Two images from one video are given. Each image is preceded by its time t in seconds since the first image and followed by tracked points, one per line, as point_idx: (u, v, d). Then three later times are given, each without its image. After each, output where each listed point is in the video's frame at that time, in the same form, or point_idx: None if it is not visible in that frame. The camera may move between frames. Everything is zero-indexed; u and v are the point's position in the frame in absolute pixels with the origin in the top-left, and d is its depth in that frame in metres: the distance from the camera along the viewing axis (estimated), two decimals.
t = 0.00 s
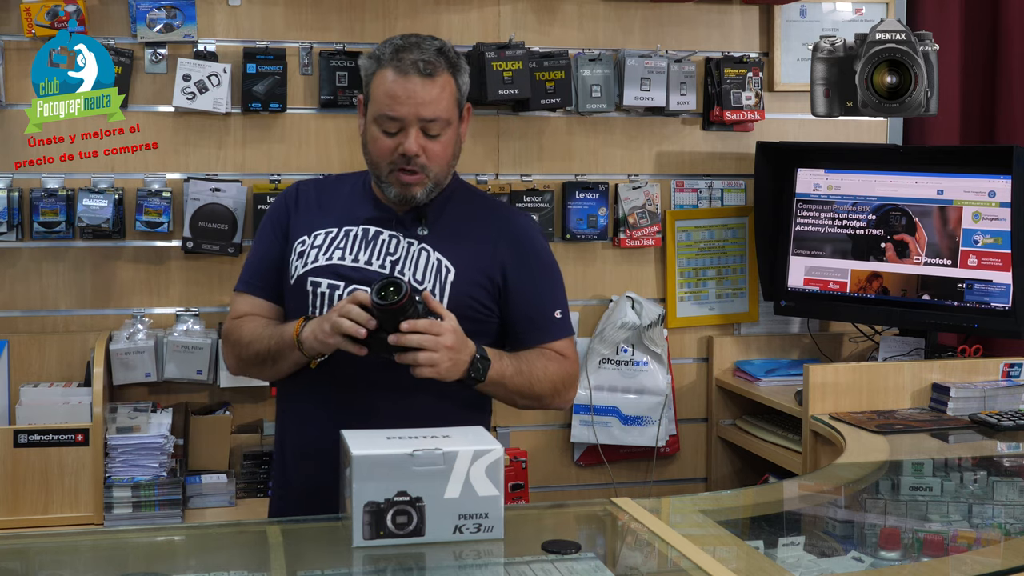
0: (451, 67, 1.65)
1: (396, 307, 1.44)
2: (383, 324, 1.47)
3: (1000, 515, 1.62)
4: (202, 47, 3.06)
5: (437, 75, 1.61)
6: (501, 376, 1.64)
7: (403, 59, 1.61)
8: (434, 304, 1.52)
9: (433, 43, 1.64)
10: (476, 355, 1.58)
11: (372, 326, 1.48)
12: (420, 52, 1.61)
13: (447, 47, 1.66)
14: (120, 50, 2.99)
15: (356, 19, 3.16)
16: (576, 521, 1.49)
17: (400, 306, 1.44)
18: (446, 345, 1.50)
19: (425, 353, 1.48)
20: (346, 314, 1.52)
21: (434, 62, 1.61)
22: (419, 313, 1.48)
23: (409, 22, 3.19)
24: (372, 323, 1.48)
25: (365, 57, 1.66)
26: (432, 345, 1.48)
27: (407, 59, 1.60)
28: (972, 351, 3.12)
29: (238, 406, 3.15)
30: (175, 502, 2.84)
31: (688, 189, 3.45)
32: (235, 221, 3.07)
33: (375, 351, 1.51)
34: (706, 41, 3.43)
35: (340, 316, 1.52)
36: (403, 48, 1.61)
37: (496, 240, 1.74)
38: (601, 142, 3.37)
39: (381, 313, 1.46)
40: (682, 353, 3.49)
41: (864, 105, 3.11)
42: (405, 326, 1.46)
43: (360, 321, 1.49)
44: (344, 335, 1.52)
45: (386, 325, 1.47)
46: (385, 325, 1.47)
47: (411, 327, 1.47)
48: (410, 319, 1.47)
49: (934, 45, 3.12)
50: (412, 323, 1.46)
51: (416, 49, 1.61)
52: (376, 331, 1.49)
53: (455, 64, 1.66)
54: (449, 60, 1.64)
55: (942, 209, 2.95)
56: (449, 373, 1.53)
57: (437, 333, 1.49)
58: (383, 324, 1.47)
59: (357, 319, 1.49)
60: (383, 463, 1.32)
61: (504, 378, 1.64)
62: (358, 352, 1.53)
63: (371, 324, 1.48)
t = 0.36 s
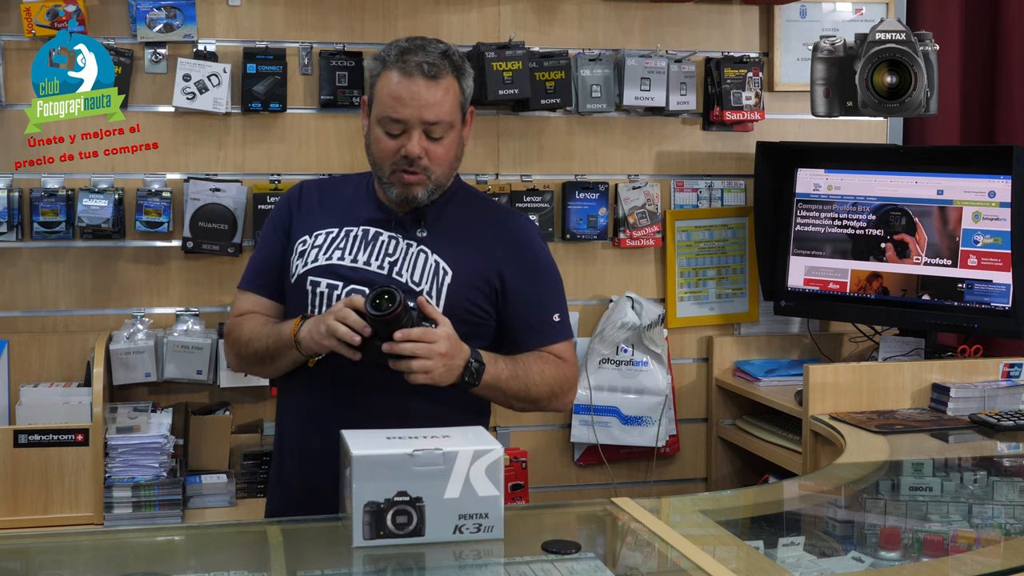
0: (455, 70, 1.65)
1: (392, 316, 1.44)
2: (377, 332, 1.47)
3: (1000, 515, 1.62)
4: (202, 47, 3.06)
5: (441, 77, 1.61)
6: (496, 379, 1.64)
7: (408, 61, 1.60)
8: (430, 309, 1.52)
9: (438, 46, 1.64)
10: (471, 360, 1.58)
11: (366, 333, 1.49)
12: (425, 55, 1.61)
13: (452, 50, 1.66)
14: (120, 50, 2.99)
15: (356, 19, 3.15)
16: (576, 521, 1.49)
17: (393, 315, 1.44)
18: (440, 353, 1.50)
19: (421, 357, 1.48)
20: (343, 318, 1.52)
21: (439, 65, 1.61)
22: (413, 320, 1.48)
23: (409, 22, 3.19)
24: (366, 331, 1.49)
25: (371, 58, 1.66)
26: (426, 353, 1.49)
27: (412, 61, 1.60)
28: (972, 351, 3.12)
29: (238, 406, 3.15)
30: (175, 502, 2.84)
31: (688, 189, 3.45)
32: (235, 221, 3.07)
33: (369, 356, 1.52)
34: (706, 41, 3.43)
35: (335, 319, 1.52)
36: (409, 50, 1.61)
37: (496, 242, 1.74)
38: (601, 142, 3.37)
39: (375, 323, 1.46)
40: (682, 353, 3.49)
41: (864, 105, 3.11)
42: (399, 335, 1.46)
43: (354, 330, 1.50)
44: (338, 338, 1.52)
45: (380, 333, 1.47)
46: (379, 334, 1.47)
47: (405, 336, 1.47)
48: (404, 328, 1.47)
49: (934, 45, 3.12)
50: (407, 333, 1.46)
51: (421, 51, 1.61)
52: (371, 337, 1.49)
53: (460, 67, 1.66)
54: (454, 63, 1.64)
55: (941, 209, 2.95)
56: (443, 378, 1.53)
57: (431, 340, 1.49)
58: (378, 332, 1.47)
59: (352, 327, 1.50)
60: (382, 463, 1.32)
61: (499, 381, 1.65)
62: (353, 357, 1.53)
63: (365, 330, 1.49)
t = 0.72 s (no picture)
0: (456, 71, 1.65)
1: (397, 325, 1.44)
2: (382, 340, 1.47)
3: (1000, 515, 1.62)
4: (202, 47, 3.06)
5: (443, 78, 1.61)
6: (500, 381, 1.65)
7: (409, 62, 1.61)
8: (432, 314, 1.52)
9: (439, 47, 1.64)
10: (475, 362, 1.58)
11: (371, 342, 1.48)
12: (426, 55, 1.61)
13: (453, 51, 1.66)
14: (120, 51, 2.99)
15: (356, 19, 3.15)
16: (576, 521, 1.49)
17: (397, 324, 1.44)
18: (445, 358, 1.50)
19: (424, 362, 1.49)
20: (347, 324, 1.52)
21: (440, 65, 1.62)
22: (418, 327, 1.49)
23: (409, 22, 3.19)
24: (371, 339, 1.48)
25: (372, 59, 1.66)
26: (432, 359, 1.49)
27: (413, 61, 1.60)
28: (972, 351, 3.12)
29: (238, 405, 3.15)
30: (175, 502, 2.84)
31: (688, 189, 3.45)
32: (235, 221, 3.07)
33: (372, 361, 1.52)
34: (706, 41, 3.43)
35: (339, 325, 1.52)
36: (410, 51, 1.62)
37: (496, 243, 1.74)
38: (601, 142, 3.37)
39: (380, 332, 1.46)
40: (682, 353, 3.49)
41: (864, 105, 3.11)
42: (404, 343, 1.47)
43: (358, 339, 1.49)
44: (342, 345, 1.52)
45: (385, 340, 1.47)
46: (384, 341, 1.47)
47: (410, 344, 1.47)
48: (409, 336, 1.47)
49: (934, 45, 3.12)
50: (412, 340, 1.47)
51: (422, 52, 1.62)
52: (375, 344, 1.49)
53: (461, 68, 1.66)
54: (455, 64, 1.65)
55: (942, 209, 2.95)
56: (448, 382, 1.53)
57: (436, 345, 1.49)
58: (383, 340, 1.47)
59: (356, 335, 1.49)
60: (382, 464, 1.32)
61: (503, 384, 1.65)
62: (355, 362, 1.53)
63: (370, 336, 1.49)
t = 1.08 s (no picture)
0: (457, 70, 1.65)
1: (404, 329, 1.45)
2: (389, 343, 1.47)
3: (1000, 515, 1.62)
4: (202, 47, 3.06)
5: (444, 76, 1.62)
6: (504, 380, 1.65)
7: (410, 61, 1.61)
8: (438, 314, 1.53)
9: (439, 46, 1.64)
10: (480, 361, 1.58)
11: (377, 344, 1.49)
12: (427, 54, 1.61)
13: (453, 50, 1.66)
14: (120, 50, 2.99)
15: (356, 19, 3.15)
16: (576, 521, 1.49)
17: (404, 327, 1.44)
18: (452, 358, 1.51)
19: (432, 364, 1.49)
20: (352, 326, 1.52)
21: (441, 64, 1.62)
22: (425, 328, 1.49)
23: (409, 22, 3.19)
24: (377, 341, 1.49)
25: (371, 58, 1.66)
26: (440, 359, 1.49)
27: (414, 60, 1.60)
28: (972, 351, 3.12)
29: (238, 405, 3.15)
30: (175, 502, 2.84)
31: (688, 189, 3.45)
32: (235, 221, 3.07)
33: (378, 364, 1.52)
34: (706, 41, 3.43)
35: (345, 327, 1.52)
36: (410, 49, 1.62)
37: (497, 243, 1.74)
38: (601, 142, 3.37)
39: (388, 336, 1.46)
40: (682, 353, 3.49)
41: (864, 105, 3.11)
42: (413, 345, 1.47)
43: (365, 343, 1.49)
44: (348, 347, 1.51)
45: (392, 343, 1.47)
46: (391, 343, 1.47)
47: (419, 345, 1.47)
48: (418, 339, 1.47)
49: (934, 45, 3.12)
50: (421, 341, 1.47)
51: (423, 50, 1.62)
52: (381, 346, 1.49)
53: (461, 66, 1.66)
54: (456, 63, 1.65)
55: (942, 209, 2.95)
56: (454, 382, 1.54)
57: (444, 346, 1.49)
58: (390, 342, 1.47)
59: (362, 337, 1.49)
60: (382, 463, 1.32)
61: (506, 382, 1.65)
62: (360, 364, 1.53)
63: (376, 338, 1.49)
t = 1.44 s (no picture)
0: (449, 69, 1.65)
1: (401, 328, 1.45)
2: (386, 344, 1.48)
3: (1000, 515, 1.62)
4: (202, 47, 3.06)
5: (437, 75, 1.62)
6: (501, 379, 1.66)
7: (403, 61, 1.61)
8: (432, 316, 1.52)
9: (431, 45, 1.64)
10: (478, 361, 1.59)
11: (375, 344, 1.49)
12: (419, 53, 1.61)
13: (445, 49, 1.66)
14: (120, 51, 2.99)
15: (356, 19, 3.16)
16: (577, 521, 1.49)
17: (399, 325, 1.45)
18: (449, 358, 1.51)
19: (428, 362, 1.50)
20: (348, 327, 1.52)
21: (434, 62, 1.62)
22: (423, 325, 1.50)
23: (408, 22, 3.19)
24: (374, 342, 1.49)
25: (364, 58, 1.66)
26: (436, 360, 1.50)
27: (407, 59, 1.60)
28: (972, 351, 3.12)
29: (238, 405, 3.15)
30: (175, 502, 2.84)
31: (688, 189, 3.45)
32: (235, 221, 3.07)
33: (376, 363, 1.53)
34: (706, 41, 3.43)
35: (341, 329, 1.52)
36: (403, 49, 1.62)
37: (493, 242, 1.74)
38: (601, 142, 3.37)
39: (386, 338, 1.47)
40: (682, 353, 3.49)
41: (864, 105, 3.11)
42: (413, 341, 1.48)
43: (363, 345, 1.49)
44: (345, 349, 1.51)
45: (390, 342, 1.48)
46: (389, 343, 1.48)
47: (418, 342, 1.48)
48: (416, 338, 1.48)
49: (934, 45, 3.12)
50: (422, 335, 1.47)
51: (415, 50, 1.62)
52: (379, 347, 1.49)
53: (454, 65, 1.66)
54: (448, 62, 1.65)
55: (942, 209, 2.95)
56: (451, 382, 1.55)
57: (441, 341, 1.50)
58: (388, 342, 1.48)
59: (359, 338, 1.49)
60: (382, 464, 1.32)
61: (503, 381, 1.66)
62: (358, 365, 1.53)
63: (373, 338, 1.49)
